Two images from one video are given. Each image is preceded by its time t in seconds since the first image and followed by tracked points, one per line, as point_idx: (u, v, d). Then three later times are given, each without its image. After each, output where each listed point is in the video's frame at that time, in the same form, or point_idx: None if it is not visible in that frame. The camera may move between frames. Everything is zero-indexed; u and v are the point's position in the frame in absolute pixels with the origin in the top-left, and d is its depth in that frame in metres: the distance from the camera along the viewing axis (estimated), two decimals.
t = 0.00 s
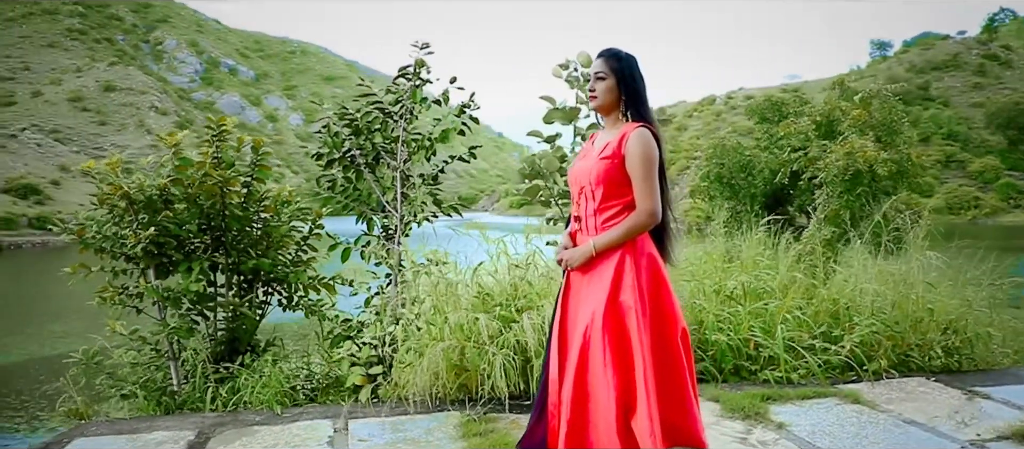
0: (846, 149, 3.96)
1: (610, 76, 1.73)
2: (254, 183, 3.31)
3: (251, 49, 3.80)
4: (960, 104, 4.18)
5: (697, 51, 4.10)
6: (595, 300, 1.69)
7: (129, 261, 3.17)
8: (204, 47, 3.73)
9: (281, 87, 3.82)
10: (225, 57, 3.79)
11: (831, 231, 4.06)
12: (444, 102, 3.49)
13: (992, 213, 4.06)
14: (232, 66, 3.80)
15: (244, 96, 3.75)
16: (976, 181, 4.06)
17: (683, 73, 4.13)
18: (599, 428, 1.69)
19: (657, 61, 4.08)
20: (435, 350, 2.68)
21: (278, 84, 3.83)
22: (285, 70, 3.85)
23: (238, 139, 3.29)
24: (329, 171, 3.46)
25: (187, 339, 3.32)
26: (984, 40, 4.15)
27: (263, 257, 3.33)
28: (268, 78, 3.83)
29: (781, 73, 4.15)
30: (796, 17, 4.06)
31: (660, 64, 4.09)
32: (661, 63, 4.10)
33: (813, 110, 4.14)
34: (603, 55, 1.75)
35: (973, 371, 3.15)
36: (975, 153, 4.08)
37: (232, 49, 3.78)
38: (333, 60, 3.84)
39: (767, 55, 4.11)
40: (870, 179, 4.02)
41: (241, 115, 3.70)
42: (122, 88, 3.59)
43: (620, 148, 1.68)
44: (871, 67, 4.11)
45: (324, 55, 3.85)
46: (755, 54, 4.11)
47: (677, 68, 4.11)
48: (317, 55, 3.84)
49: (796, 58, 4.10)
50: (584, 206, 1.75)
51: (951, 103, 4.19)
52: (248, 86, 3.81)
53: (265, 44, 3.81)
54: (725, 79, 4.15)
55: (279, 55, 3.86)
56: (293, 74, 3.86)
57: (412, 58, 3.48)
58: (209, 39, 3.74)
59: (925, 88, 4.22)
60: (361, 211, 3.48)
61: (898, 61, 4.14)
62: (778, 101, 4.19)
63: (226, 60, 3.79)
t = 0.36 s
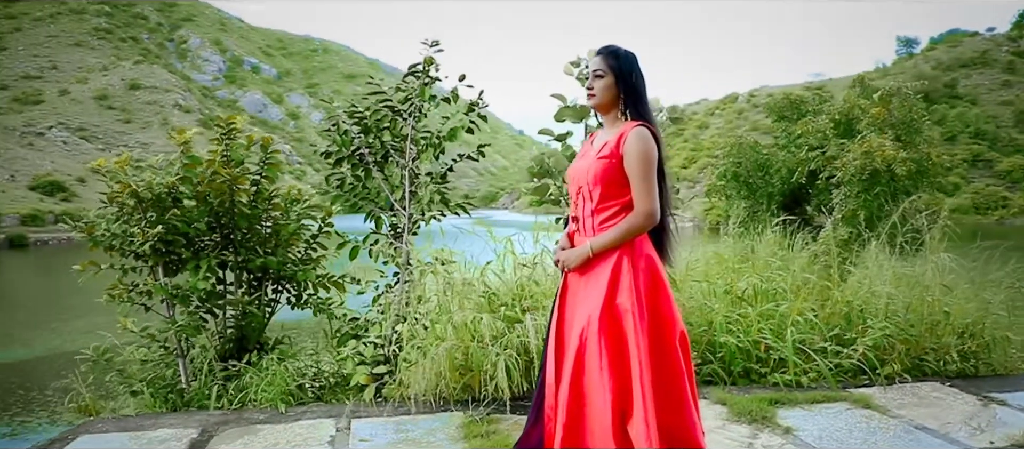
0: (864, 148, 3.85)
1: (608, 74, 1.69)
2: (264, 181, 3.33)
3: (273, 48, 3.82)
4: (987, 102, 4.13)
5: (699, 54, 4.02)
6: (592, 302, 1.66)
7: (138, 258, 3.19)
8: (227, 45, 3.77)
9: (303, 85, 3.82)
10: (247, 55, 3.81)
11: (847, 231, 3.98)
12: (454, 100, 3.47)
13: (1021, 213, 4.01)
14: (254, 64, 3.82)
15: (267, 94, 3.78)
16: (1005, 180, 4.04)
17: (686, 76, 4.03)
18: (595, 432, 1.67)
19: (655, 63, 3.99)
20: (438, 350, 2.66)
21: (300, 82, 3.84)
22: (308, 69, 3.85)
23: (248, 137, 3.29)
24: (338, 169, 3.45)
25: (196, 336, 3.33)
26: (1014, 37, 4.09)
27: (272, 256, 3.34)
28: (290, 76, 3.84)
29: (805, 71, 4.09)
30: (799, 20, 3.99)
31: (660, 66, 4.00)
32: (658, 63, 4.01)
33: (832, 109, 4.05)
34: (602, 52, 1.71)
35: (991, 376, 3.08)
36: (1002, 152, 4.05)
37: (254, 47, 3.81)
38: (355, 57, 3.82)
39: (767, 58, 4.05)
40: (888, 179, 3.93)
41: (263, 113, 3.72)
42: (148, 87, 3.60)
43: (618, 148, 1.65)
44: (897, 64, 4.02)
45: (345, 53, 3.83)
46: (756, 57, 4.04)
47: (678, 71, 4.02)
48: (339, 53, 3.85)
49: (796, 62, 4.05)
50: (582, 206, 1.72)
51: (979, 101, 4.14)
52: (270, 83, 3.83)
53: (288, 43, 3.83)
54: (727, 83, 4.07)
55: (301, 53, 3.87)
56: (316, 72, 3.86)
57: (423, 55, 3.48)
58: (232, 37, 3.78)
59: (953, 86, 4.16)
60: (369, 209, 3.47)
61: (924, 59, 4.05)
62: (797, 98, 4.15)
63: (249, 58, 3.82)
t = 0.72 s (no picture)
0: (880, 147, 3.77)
1: (605, 72, 1.66)
2: (270, 179, 3.29)
3: (293, 46, 3.84)
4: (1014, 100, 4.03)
5: (699, 55, 3.97)
6: (587, 304, 1.63)
7: (145, 256, 3.20)
8: (247, 44, 3.78)
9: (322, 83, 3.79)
10: (267, 53, 3.82)
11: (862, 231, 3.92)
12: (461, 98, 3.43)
13: None
14: (274, 62, 3.83)
15: (287, 92, 3.78)
16: None
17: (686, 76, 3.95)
18: (589, 436, 1.64)
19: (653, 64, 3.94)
20: (437, 350, 2.65)
21: (319, 80, 3.82)
22: (325, 67, 3.84)
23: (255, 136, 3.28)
24: (345, 167, 3.44)
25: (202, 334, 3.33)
26: None
27: (277, 254, 3.33)
28: (309, 74, 3.83)
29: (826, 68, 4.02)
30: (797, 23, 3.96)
31: (660, 66, 3.94)
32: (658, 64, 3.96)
33: (849, 106, 3.97)
34: (599, 49, 1.68)
35: (1007, 381, 3.01)
36: None
37: (274, 45, 3.83)
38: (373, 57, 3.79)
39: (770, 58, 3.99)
40: (905, 179, 3.84)
41: (284, 112, 3.74)
42: (167, 85, 3.66)
43: (614, 147, 1.61)
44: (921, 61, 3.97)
45: (365, 51, 3.82)
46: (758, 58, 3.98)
47: (678, 72, 3.94)
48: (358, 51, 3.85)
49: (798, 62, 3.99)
50: (578, 206, 1.69)
51: (1005, 98, 4.04)
52: (290, 81, 3.83)
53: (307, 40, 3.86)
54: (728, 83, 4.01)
55: (321, 52, 3.88)
56: (334, 70, 3.84)
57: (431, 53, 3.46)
58: (252, 36, 3.80)
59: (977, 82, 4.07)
60: (375, 208, 3.46)
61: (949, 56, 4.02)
62: (814, 95, 4.10)
63: (268, 56, 3.82)
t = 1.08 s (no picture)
0: (895, 145, 3.73)
1: (599, 69, 1.62)
2: (274, 178, 3.29)
3: (309, 44, 3.78)
4: None
5: (699, 54, 3.91)
6: (579, 307, 1.60)
7: (147, 255, 3.18)
8: (264, 42, 3.71)
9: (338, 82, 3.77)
10: (284, 52, 3.76)
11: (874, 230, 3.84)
12: (463, 97, 3.44)
13: None
14: (291, 61, 3.77)
15: (303, 91, 3.74)
16: None
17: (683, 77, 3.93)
18: (581, 442, 1.61)
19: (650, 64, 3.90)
20: (435, 349, 2.64)
21: (335, 79, 3.77)
22: (342, 65, 3.78)
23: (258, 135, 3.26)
24: (348, 166, 3.42)
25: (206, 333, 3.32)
26: None
27: (280, 254, 3.31)
28: (325, 73, 3.78)
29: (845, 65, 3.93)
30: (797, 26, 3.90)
31: (660, 67, 3.91)
32: (658, 64, 3.92)
33: (863, 104, 3.89)
34: (593, 46, 1.64)
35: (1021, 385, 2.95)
36: None
37: (291, 44, 3.76)
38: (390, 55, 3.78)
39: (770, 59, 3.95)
40: (918, 177, 3.78)
41: (300, 110, 3.70)
42: (187, 84, 3.62)
43: (607, 147, 1.57)
44: (941, 58, 3.84)
45: (381, 49, 3.80)
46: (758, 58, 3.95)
47: (675, 72, 3.92)
48: (374, 49, 3.81)
49: (798, 62, 3.95)
50: (571, 207, 1.66)
51: None
52: (305, 80, 3.77)
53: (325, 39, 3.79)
54: (726, 84, 3.96)
55: (338, 50, 3.82)
56: (350, 69, 3.78)
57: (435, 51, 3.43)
58: (269, 34, 3.72)
59: (1000, 80, 3.90)
60: (379, 207, 3.44)
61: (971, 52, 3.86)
62: (827, 93, 3.98)
63: (285, 55, 3.76)
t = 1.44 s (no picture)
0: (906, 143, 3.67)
1: (590, 68, 1.58)
2: (277, 178, 3.28)
3: (323, 44, 3.89)
4: None
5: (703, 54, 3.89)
6: (570, 311, 1.57)
7: (148, 255, 3.17)
8: (279, 42, 3.83)
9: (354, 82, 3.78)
10: (298, 52, 3.88)
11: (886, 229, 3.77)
12: (466, 97, 3.38)
13: None
14: (304, 60, 3.90)
15: (317, 90, 3.82)
16: None
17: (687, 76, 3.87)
18: None
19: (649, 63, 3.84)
20: (433, 352, 2.61)
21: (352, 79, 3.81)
22: (356, 65, 3.80)
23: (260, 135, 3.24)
24: (350, 166, 3.40)
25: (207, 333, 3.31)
26: None
27: (282, 254, 3.30)
28: (339, 71, 3.81)
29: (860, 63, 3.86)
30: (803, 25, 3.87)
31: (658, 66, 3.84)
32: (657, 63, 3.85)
33: (875, 102, 3.83)
34: (585, 44, 1.60)
35: None
36: None
37: (305, 44, 3.88)
38: (403, 54, 3.72)
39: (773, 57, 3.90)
40: (930, 176, 3.71)
41: (314, 108, 3.77)
42: (202, 84, 3.70)
43: (598, 147, 1.53)
44: (959, 55, 3.76)
45: (394, 48, 3.74)
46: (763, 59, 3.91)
47: (678, 72, 3.85)
48: (389, 49, 3.77)
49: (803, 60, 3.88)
50: (563, 208, 1.62)
51: None
52: (319, 79, 3.89)
53: (337, 39, 3.87)
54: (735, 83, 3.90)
55: (351, 50, 3.88)
56: (364, 69, 3.75)
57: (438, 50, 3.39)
58: (283, 34, 3.83)
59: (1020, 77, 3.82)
60: (382, 207, 3.42)
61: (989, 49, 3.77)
62: (838, 91, 3.93)
63: (299, 55, 3.89)
